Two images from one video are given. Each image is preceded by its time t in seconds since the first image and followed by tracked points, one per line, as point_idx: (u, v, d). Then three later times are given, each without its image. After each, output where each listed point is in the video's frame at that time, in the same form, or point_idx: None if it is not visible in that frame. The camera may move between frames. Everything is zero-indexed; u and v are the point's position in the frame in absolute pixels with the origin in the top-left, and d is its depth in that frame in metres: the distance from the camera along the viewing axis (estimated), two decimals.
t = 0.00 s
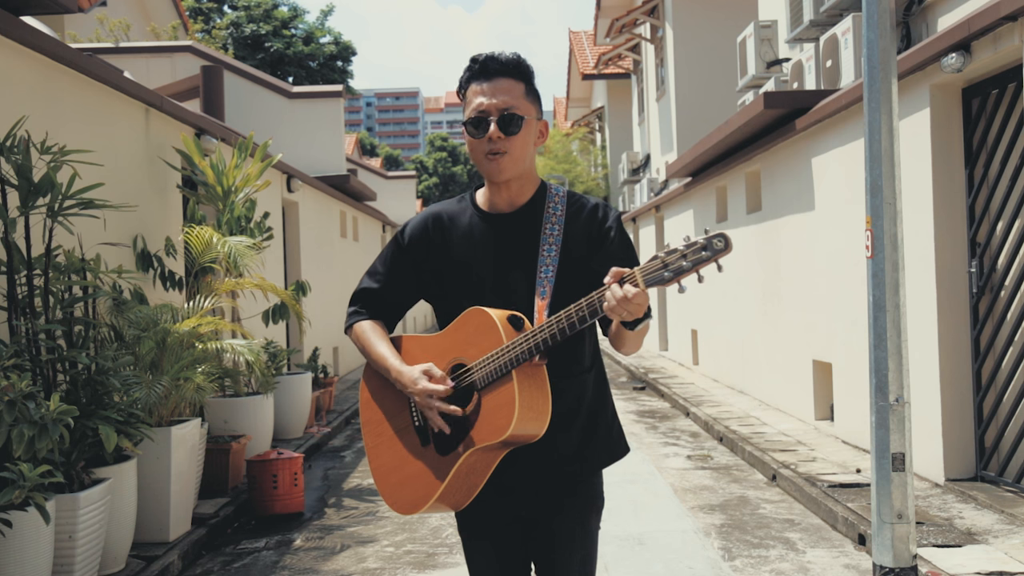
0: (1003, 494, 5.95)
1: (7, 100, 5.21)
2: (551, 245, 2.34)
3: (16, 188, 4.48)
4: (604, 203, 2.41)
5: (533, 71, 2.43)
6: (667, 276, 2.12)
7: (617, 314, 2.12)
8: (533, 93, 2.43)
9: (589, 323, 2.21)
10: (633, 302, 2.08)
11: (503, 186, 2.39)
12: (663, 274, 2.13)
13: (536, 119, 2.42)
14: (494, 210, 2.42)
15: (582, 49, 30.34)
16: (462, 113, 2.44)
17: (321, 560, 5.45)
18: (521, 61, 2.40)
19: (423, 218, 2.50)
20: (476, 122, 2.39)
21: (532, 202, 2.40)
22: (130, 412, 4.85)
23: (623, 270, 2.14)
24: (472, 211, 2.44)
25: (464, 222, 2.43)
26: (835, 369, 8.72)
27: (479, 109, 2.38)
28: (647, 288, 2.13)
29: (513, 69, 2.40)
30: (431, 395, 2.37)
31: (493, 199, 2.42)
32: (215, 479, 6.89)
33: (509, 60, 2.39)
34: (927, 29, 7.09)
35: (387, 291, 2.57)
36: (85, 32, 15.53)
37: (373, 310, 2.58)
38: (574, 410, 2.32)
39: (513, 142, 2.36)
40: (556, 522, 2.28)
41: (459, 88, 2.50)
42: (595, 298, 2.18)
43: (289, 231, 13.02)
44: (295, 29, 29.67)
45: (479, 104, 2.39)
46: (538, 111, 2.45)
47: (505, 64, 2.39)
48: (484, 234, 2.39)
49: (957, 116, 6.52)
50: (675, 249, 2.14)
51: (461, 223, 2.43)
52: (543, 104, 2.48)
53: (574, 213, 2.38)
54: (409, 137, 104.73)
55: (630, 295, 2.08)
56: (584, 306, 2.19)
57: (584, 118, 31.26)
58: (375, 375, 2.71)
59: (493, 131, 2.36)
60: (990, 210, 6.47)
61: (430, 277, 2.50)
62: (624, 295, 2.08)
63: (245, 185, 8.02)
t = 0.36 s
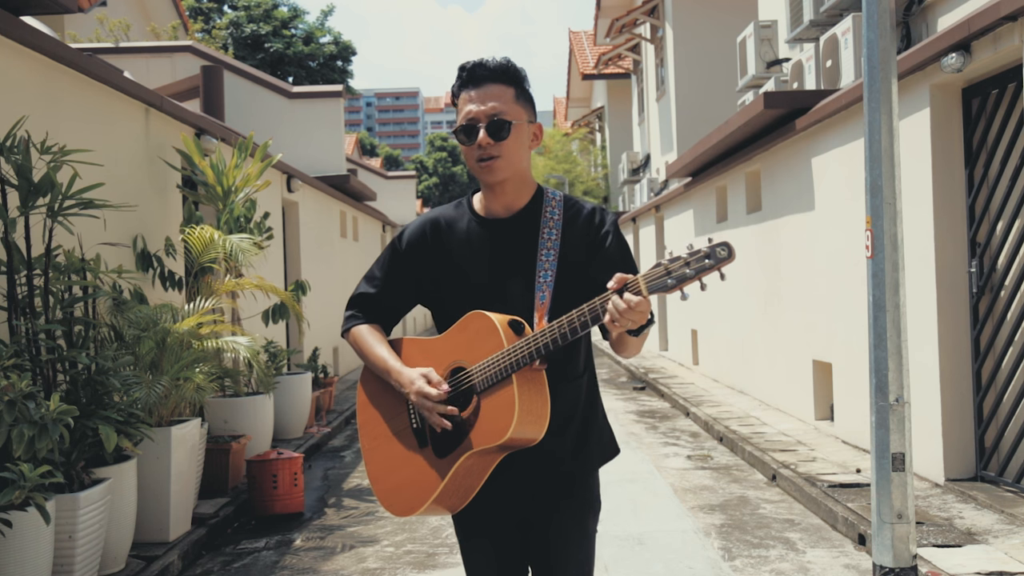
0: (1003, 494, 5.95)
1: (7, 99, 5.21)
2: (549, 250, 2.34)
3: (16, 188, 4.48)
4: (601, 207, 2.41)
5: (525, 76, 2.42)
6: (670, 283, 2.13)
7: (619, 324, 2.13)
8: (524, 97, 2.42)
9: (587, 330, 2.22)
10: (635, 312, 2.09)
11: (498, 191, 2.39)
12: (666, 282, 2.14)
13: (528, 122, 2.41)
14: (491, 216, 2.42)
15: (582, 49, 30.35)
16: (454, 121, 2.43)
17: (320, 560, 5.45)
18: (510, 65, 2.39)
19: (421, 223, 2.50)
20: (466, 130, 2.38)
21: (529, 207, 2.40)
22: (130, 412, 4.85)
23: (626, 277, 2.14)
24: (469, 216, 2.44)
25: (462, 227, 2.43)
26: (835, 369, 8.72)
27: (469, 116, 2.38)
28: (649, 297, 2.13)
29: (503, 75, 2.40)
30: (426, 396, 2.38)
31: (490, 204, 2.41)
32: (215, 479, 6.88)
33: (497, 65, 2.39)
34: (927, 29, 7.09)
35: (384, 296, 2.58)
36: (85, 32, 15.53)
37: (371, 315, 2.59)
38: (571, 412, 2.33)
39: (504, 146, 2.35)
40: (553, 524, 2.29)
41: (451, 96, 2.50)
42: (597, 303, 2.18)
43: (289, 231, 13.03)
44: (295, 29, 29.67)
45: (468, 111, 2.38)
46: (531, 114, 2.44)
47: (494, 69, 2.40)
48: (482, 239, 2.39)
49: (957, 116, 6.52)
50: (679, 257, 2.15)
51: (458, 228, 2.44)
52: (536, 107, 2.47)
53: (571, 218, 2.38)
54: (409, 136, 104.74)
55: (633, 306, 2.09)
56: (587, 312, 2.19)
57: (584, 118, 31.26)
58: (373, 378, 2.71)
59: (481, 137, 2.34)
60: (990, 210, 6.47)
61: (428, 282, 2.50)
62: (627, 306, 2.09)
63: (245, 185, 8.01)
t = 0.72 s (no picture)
0: (1003, 494, 5.95)
1: (7, 99, 5.21)
2: (546, 252, 2.33)
3: (16, 188, 4.48)
4: (596, 207, 2.41)
5: (511, 75, 2.43)
6: (671, 289, 2.12)
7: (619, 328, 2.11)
8: (513, 96, 2.42)
9: (586, 336, 2.21)
10: (636, 316, 2.07)
11: (488, 193, 2.38)
12: (667, 287, 2.13)
13: (517, 121, 2.41)
14: (485, 217, 2.42)
15: (582, 49, 30.35)
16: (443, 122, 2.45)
17: (320, 560, 5.45)
18: (496, 65, 2.41)
19: (417, 225, 2.50)
20: (454, 131, 2.39)
21: (524, 207, 2.39)
22: (130, 412, 4.85)
23: (626, 284, 2.14)
24: (465, 218, 2.44)
25: (458, 230, 2.43)
26: (835, 369, 8.72)
27: (455, 117, 2.38)
28: (649, 302, 2.12)
29: (490, 74, 2.41)
30: (426, 414, 2.36)
31: (482, 207, 2.41)
32: (215, 479, 6.88)
33: (483, 66, 2.41)
34: (927, 29, 7.09)
35: (382, 300, 2.57)
36: (85, 32, 15.53)
37: (369, 320, 2.58)
38: (569, 415, 2.33)
39: (490, 145, 2.35)
40: (553, 524, 2.30)
41: (443, 100, 2.52)
42: (597, 309, 2.17)
43: (289, 231, 13.03)
44: (295, 29, 29.67)
45: (455, 112, 2.39)
46: (520, 114, 2.44)
47: (480, 70, 2.41)
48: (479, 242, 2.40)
49: (957, 115, 6.52)
50: (681, 263, 2.15)
51: (454, 231, 2.43)
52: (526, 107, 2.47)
53: (567, 219, 2.38)
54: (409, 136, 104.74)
55: (634, 310, 2.08)
56: (587, 317, 2.18)
57: (584, 118, 31.25)
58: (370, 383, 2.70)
59: (467, 137, 2.34)
60: (990, 210, 6.47)
61: (426, 286, 2.51)
62: (627, 309, 2.07)
63: (245, 185, 8.01)
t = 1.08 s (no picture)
0: (1003, 494, 5.95)
1: (8, 99, 5.21)
2: (544, 247, 2.34)
3: (17, 188, 4.48)
4: (591, 203, 2.42)
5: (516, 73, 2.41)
6: (675, 273, 2.14)
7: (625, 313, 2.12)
8: (517, 94, 2.42)
9: (583, 327, 2.24)
10: (642, 302, 2.09)
11: (487, 189, 2.39)
12: (671, 271, 2.15)
13: (521, 119, 2.42)
14: (482, 213, 2.43)
15: (581, 49, 30.36)
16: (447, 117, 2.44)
17: (321, 560, 5.45)
18: (503, 63, 2.39)
19: (412, 223, 2.49)
20: (459, 126, 2.39)
21: (520, 204, 2.40)
22: (130, 412, 4.85)
23: (629, 270, 2.15)
24: (461, 214, 2.44)
25: (454, 226, 2.43)
26: (835, 369, 8.72)
27: (461, 113, 2.38)
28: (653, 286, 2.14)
29: (495, 71, 2.39)
30: (429, 397, 2.34)
31: (481, 203, 2.42)
32: (215, 479, 6.88)
33: (489, 63, 2.38)
34: (927, 29, 7.09)
35: (377, 298, 2.56)
36: (86, 32, 15.53)
37: (365, 318, 2.57)
38: (569, 409, 2.33)
39: (498, 143, 2.36)
40: (553, 520, 2.30)
41: (443, 93, 2.50)
42: (600, 296, 2.19)
43: (289, 231, 13.03)
44: (295, 29, 29.67)
45: (461, 107, 2.39)
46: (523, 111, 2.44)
47: (486, 67, 2.39)
48: (476, 238, 2.39)
49: (957, 115, 6.52)
50: (682, 247, 2.17)
51: (451, 228, 2.43)
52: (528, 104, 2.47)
53: (563, 214, 2.39)
54: (409, 137, 104.76)
55: (642, 296, 2.09)
56: (590, 306, 2.21)
57: (584, 118, 31.25)
58: (367, 385, 2.69)
59: (476, 133, 2.35)
60: (990, 209, 6.47)
61: (422, 283, 2.49)
62: (635, 296, 2.09)
63: (245, 185, 8.01)
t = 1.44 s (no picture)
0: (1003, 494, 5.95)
1: (8, 99, 5.22)
2: (546, 252, 2.34)
3: (16, 188, 4.48)
4: (592, 207, 2.44)
5: (518, 75, 2.42)
6: (687, 284, 2.13)
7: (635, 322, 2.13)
8: (518, 97, 2.42)
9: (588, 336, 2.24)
10: (652, 312, 2.10)
11: (486, 191, 2.38)
12: (683, 283, 2.14)
13: (523, 122, 2.41)
14: (483, 217, 2.41)
15: (582, 50, 30.36)
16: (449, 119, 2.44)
17: (321, 560, 5.45)
18: (505, 66, 2.40)
19: (412, 224, 2.48)
20: (459, 127, 2.38)
21: (520, 209, 2.39)
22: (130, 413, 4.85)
23: (641, 280, 2.14)
24: (462, 217, 2.43)
25: (454, 229, 2.42)
26: (835, 369, 8.72)
27: (462, 114, 2.38)
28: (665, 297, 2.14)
29: (497, 73, 2.40)
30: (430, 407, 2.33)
31: (481, 205, 2.41)
32: (215, 480, 6.89)
33: (491, 65, 2.40)
34: (927, 29, 7.10)
35: (378, 300, 2.53)
36: (86, 32, 15.53)
37: (364, 320, 2.54)
38: (567, 408, 2.37)
39: (497, 144, 2.35)
40: (555, 519, 2.30)
41: (447, 97, 2.51)
42: (609, 306, 2.21)
43: (289, 232, 13.03)
44: (295, 29, 29.67)
45: (462, 109, 2.39)
46: (526, 115, 2.44)
47: (488, 69, 2.40)
48: (481, 241, 2.38)
49: (957, 116, 6.52)
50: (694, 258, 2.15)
51: (451, 230, 2.42)
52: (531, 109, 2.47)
53: (564, 219, 2.39)
54: (409, 137, 104.79)
55: (652, 306, 2.09)
56: (598, 314, 2.21)
57: (584, 118, 31.26)
58: (367, 384, 2.67)
59: (474, 136, 2.35)
60: (990, 210, 6.47)
61: (422, 285, 2.47)
62: (644, 306, 2.09)
63: (245, 185, 8.01)
